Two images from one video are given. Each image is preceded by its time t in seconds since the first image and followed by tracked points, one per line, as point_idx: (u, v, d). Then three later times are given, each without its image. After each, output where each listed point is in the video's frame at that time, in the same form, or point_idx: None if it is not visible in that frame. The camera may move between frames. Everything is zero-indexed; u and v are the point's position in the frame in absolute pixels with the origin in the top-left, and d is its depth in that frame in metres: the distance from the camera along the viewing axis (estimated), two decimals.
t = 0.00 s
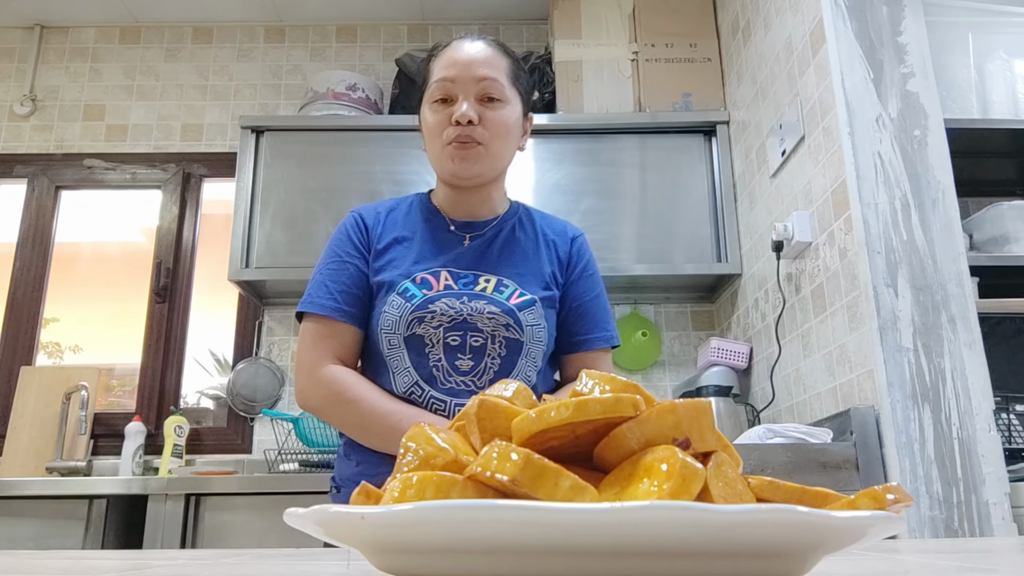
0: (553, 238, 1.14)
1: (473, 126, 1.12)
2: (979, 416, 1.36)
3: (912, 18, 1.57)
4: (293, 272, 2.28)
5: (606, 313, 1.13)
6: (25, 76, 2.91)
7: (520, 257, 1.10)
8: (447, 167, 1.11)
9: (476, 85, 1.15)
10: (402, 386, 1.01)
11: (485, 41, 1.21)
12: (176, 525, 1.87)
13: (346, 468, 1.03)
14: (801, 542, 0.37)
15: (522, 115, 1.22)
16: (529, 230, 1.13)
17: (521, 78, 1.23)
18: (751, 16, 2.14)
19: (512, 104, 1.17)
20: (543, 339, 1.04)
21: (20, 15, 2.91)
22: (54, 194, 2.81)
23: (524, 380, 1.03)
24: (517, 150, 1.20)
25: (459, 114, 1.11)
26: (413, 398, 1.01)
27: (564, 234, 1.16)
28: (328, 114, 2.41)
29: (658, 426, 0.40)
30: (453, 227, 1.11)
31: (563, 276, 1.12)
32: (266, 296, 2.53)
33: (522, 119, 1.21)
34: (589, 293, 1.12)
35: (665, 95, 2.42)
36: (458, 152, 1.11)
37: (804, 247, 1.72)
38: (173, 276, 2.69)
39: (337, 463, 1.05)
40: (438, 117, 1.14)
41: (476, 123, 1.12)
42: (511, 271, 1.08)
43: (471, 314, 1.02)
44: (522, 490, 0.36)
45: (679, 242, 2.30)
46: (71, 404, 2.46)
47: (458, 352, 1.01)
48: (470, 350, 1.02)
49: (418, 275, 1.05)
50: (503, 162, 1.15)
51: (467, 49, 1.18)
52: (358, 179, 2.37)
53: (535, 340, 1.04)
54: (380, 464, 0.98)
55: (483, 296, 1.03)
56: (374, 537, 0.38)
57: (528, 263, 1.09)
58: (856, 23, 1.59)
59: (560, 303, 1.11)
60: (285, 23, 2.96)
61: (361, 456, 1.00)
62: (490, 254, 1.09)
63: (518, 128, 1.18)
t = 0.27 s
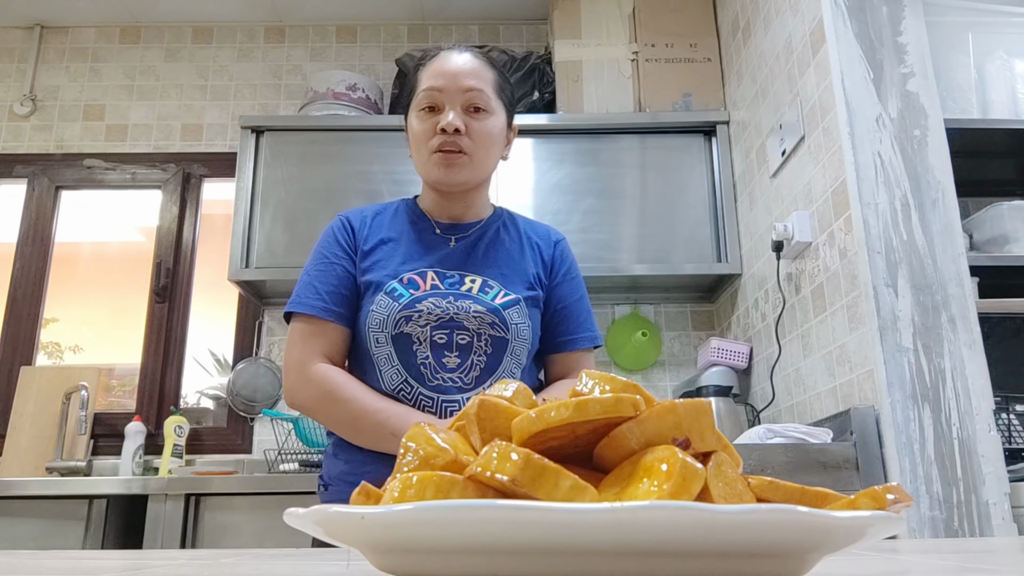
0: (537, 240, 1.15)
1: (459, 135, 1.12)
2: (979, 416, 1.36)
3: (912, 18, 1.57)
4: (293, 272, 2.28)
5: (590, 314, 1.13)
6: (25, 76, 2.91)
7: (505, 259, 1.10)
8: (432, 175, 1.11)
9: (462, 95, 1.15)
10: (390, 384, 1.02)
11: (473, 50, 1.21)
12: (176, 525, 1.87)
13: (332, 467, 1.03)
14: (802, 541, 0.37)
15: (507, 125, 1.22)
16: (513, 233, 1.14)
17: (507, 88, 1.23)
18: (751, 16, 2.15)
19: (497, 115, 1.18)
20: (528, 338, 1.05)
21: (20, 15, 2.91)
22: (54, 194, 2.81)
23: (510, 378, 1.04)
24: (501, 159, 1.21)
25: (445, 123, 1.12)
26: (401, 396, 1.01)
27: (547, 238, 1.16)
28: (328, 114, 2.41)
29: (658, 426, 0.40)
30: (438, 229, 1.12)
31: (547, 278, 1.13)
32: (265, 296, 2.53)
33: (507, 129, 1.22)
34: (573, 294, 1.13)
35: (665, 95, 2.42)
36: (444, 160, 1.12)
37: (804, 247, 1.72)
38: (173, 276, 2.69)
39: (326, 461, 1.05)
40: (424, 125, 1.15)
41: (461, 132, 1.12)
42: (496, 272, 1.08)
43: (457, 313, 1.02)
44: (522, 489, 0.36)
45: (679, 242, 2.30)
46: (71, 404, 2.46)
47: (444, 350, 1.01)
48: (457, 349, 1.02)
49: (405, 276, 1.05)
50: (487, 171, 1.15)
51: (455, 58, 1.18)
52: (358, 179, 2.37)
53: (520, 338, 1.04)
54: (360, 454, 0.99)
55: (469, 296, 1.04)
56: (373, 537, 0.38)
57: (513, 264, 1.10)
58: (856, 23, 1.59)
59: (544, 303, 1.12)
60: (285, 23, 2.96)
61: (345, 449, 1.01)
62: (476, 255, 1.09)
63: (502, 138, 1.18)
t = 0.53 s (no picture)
0: (527, 229, 1.14)
1: (452, 133, 1.12)
2: (979, 416, 1.36)
3: (912, 18, 1.57)
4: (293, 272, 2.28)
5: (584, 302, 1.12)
6: (25, 76, 2.91)
7: (493, 247, 1.10)
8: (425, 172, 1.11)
9: (453, 94, 1.15)
10: (382, 372, 1.02)
11: (461, 49, 1.21)
12: (176, 525, 1.87)
13: (330, 463, 1.03)
14: (803, 541, 0.37)
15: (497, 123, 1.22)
16: (502, 223, 1.14)
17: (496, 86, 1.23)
18: (751, 16, 2.14)
19: (487, 113, 1.18)
20: (516, 322, 1.05)
21: (20, 15, 2.91)
22: (54, 194, 2.81)
23: (499, 362, 1.03)
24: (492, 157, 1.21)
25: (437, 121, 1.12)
26: (391, 383, 1.02)
27: (537, 227, 1.16)
28: (328, 114, 2.41)
29: (658, 426, 0.40)
30: (427, 224, 1.12)
31: (537, 265, 1.12)
32: (266, 296, 2.53)
33: (496, 127, 1.22)
34: (564, 283, 1.12)
35: (664, 96, 2.42)
36: (436, 157, 1.11)
37: (804, 247, 1.72)
38: (173, 276, 2.69)
39: (325, 462, 1.05)
40: (416, 124, 1.14)
41: (453, 130, 1.12)
42: (483, 259, 1.08)
43: (443, 300, 1.02)
44: (522, 489, 0.36)
45: (679, 242, 2.30)
46: (71, 404, 2.46)
47: (432, 337, 1.01)
48: (444, 335, 1.02)
49: (392, 267, 1.05)
50: (479, 168, 1.15)
51: (443, 57, 1.18)
52: (358, 179, 2.37)
53: (507, 322, 1.04)
54: (362, 448, 1.00)
55: (456, 283, 1.04)
56: (374, 537, 0.38)
57: (501, 251, 1.10)
58: (856, 23, 1.59)
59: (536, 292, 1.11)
60: (285, 23, 2.96)
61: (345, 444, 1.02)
62: (464, 244, 1.09)
63: (492, 136, 1.18)
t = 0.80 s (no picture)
0: (528, 225, 1.12)
1: (461, 131, 1.12)
2: (979, 416, 1.36)
3: (912, 18, 1.57)
4: (293, 272, 2.28)
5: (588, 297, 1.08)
6: (25, 76, 2.91)
7: (489, 241, 1.09)
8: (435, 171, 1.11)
9: (461, 92, 1.14)
10: (374, 365, 1.03)
11: (466, 45, 1.20)
12: (176, 525, 1.87)
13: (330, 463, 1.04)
14: (803, 542, 0.37)
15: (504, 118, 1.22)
16: (502, 219, 1.12)
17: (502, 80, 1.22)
18: (751, 16, 2.14)
19: (495, 109, 1.17)
20: (507, 317, 1.03)
21: (20, 15, 2.91)
22: (54, 194, 2.81)
23: (489, 358, 1.02)
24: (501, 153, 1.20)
25: (447, 120, 1.11)
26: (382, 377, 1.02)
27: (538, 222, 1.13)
28: (328, 114, 2.41)
29: (658, 426, 0.40)
30: (428, 220, 1.11)
31: (537, 261, 1.10)
32: (266, 296, 2.53)
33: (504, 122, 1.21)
34: (565, 278, 1.08)
35: (664, 96, 2.42)
36: (446, 156, 1.11)
37: (804, 247, 1.72)
38: (173, 276, 2.69)
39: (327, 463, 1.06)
40: (424, 122, 1.14)
41: (463, 129, 1.11)
42: (478, 254, 1.07)
43: (433, 295, 1.01)
44: (522, 489, 0.36)
45: (679, 242, 2.30)
46: (72, 404, 2.46)
47: (420, 331, 1.01)
48: (433, 329, 1.01)
49: (386, 262, 1.06)
50: (488, 166, 1.15)
51: (449, 54, 1.17)
52: (358, 179, 2.37)
53: (498, 316, 1.02)
54: (356, 448, 1.00)
55: (447, 278, 1.03)
56: (373, 537, 0.38)
57: (496, 246, 1.08)
58: (856, 23, 1.59)
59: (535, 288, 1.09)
60: (285, 23, 2.96)
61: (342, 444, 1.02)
62: (460, 239, 1.09)
63: (500, 133, 1.18)
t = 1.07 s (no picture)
0: (535, 226, 1.11)
1: (469, 127, 1.11)
2: (979, 416, 1.36)
3: (912, 18, 1.57)
4: (293, 272, 2.28)
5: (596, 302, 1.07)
6: (25, 76, 2.91)
7: (495, 245, 1.08)
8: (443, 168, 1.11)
9: (471, 88, 1.14)
10: (376, 369, 1.04)
11: (476, 42, 1.20)
12: (176, 524, 1.87)
13: (336, 465, 1.05)
14: (802, 541, 0.37)
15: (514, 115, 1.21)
16: (510, 220, 1.11)
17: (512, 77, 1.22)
18: (751, 16, 2.14)
19: (504, 106, 1.17)
20: (510, 324, 1.03)
21: (20, 15, 2.91)
22: (54, 194, 2.81)
23: (490, 365, 1.02)
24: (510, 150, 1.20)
25: (455, 116, 1.11)
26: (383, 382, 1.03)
27: (545, 224, 1.12)
28: (328, 114, 2.41)
29: (658, 426, 0.40)
30: (435, 220, 1.11)
31: (543, 264, 1.09)
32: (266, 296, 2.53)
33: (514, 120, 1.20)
34: (571, 282, 1.07)
35: (665, 96, 2.42)
36: (454, 152, 1.11)
37: (804, 247, 1.72)
38: (173, 276, 2.69)
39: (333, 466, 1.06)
40: (433, 118, 1.14)
41: (472, 124, 1.11)
42: (483, 258, 1.07)
43: (436, 301, 1.01)
44: (522, 489, 0.36)
45: (679, 242, 2.30)
46: (71, 404, 2.46)
47: (422, 337, 1.01)
48: (435, 336, 1.02)
49: (390, 265, 1.06)
50: (497, 163, 1.14)
51: (459, 51, 1.17)
52: (358, 179, 2.37)
53: (501, 324, 1.02)
54: (358, 451, 1.00)
55: (451, 283, 1.03)
56: (374, 537, 0.38)
57: (502, 250, 1.08)
58: (856, 23, 1.59)
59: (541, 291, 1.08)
60: (285, 23, 2.96)
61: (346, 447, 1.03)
62: (466, 242, 1.08)
63: (510, 129, 1.17)
